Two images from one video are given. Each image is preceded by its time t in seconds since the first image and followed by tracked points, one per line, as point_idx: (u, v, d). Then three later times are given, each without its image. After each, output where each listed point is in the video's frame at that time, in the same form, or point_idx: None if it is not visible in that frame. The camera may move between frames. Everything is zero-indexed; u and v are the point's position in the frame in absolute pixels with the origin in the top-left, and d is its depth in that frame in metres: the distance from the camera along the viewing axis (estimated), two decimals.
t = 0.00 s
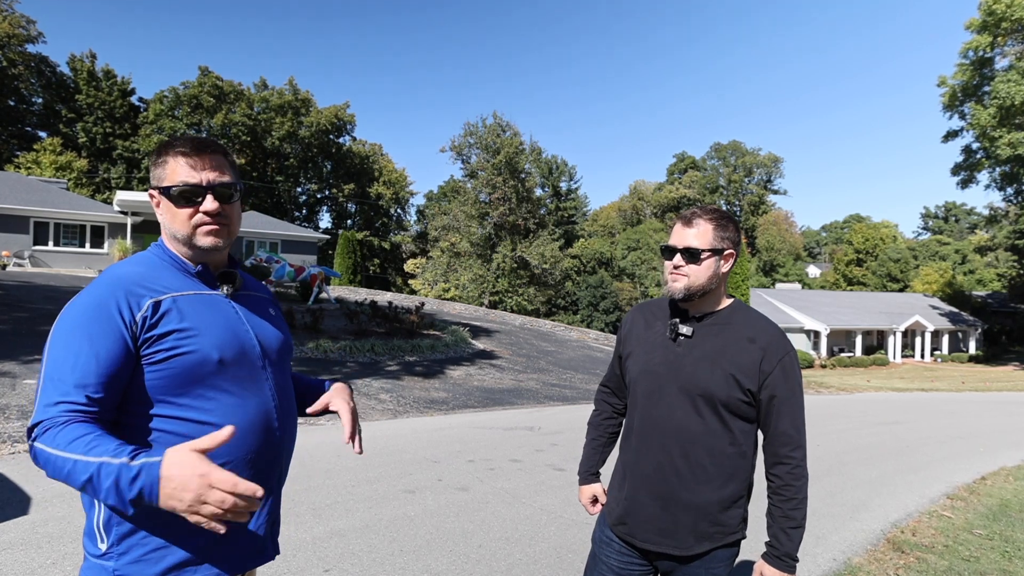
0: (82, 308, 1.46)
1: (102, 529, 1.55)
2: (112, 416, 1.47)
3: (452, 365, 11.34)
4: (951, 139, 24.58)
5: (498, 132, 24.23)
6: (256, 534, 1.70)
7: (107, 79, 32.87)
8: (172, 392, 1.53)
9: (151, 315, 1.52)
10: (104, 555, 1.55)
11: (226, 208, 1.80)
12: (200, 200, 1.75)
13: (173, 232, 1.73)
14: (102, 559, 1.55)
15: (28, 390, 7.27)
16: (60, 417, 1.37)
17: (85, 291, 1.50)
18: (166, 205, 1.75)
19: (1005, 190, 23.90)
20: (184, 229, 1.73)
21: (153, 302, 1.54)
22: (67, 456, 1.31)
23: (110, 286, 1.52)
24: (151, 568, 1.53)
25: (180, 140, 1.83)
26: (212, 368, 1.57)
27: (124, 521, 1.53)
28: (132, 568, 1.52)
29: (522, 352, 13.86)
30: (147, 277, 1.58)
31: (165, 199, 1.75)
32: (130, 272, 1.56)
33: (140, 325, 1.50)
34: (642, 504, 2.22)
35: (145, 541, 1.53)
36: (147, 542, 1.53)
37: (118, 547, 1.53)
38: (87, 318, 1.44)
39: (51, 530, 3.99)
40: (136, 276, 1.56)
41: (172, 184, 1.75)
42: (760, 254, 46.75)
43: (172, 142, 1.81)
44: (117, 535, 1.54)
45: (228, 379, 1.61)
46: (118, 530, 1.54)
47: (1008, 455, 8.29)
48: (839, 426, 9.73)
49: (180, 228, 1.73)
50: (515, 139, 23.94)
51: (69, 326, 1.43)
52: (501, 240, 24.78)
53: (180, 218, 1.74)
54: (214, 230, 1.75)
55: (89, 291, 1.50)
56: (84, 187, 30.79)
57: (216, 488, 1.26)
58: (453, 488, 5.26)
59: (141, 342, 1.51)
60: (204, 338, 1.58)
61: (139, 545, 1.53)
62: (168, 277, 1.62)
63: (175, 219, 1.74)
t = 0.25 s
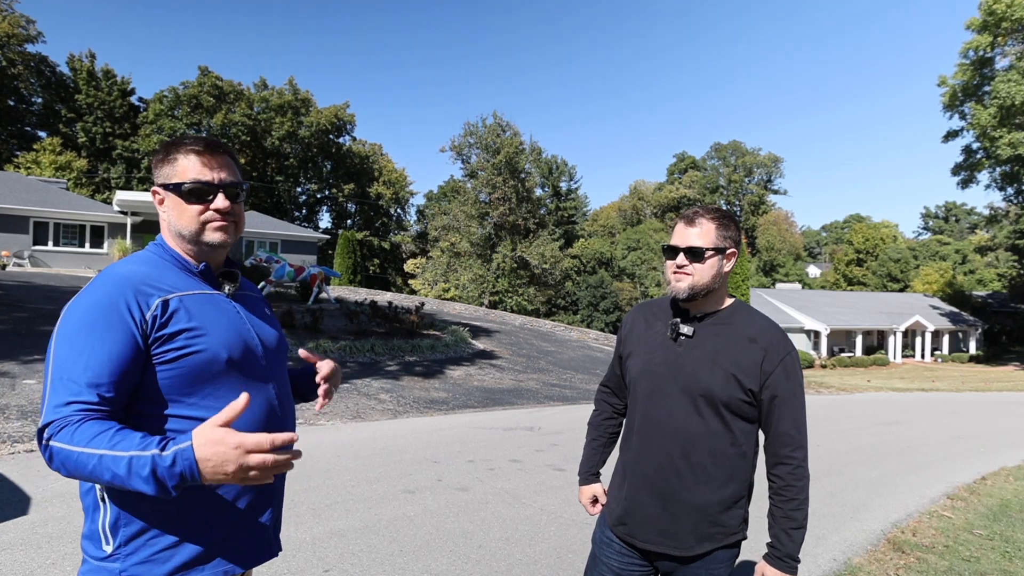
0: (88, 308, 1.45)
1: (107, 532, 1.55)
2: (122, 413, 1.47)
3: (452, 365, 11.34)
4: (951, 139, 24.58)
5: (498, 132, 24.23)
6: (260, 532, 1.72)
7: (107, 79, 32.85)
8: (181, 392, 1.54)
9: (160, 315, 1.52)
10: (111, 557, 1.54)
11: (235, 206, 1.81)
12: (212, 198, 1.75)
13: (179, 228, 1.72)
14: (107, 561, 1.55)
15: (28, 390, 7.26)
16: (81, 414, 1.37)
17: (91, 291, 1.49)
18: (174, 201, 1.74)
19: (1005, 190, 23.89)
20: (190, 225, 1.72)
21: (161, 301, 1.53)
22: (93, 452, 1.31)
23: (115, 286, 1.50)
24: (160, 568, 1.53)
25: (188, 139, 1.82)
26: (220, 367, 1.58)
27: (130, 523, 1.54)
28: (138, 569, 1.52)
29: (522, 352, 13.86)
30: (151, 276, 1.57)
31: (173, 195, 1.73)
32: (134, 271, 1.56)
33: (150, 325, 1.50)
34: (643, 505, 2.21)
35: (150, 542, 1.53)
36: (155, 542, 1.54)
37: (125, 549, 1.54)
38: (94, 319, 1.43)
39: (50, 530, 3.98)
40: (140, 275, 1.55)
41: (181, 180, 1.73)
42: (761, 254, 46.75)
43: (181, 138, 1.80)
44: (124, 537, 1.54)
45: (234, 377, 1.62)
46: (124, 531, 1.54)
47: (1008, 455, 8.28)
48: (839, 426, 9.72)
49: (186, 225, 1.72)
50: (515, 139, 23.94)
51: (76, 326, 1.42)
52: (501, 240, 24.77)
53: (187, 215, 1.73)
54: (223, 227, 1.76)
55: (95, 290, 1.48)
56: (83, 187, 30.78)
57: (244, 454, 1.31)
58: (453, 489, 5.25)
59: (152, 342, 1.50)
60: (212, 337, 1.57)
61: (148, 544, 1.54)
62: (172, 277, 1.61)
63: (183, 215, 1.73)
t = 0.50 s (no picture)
0: (93, 307, 1.44)
1: (110, 534, 1.55)
2: (128, 411, 1.47)
3: (452, 365, 11.34)
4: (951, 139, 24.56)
5: (498, 131, 24.24)
6: (261, 528, 1.73)
7: (106, 78, 32.85)
8: (187, 392, 1.54)
9: (166, 314, 1.51)
10: (114, 558, 1.53)
11: (240, 208, 1.82)
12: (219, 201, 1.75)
13: (184, 228, 1.71)
14: (108, 563, 1.54)
15: (27, 391, 7.24)
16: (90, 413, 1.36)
17: (94, 290, 1.48)
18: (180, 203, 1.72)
19: (1006, 190, 23.88)
20: (195, 226, 1.71)
21: (166, 301, 1.53)
22: (109, 448, 1.31)
23: (118, 285, 1.49)
24: (164, 567, 1.53)
25: (188, 139, 1.81)
26: (224, 366, 1.58)
27: (134, 524, 1.53)
28: (142, 568, 1.52)
29: (522, 352, 13.85)
30: (155, 275, 1.56)
31: (177, 197, 1.71)
32: (136, 270, 1.55)
33: (156, 324, 1.50)
34: (643, 505, 2.20)
35: (153, 542, 1.53)
36: (159, 543, 1.53)
37: (129, 550, 1.53)
38: (100, 318, 1.43)
39: (49, 530, 3.97)
40: (142, 274, 1.54)
41: (187, 181, 1.72)
42: (761, 254, 46.73)
43: (185, 139, 1.79)
44: (127, 538, 1.53)
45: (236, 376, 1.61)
46: (127, 533, 1.53)
47: (1008, 455, 8.27)
48: (839, 426, 9.71)
49: (192, 227, 1.71)
50: (515, 139, 23.94)
51: (80, 325, 1.42)
52: (501, 240, 24.76)
53: (192, 216, 1.72)
54: (228, 228, 1.76)
55: (98, 289, 1.47)
56: (83, 187, 30.77)
57: (265, 415, 1.37)
58: (453, 489, 5.25)
59: (158, 341, 1.50)
60: (216, 336, 1.57)
61: (151, 545, 1.53)
62: (176, 277, 1.61)
63: (187, 217, 1.72)
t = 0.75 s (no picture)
0: (95, 309, 1.44)
1: (107, 534, 1.54)
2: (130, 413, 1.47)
3: (452, 365, 11.34)
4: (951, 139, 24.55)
5: (498, 131, 24.25)
6: (259, 529, 1.71)
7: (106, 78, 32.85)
8: (189, 393, 1.54)
9: (168, 316, 1.51)
10: (112, 558, 1.53)
11: (244, 209, 1.81)
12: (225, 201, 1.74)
13: (187, 229, 1.71)
14: (106, 562, 1.54)
15: (27, 391, 7.24)
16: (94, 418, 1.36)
17: (96, 291, 1.48)
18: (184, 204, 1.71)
19: (1006, 190, 23.87)
20: (200, 227, 1.71)
21: (168, 302, 1.53)
22: (125, 454, 1.33)
23: (117, 286, 1.49)
24: (161, 566, 1.53)
25: (191, 140, 1.81)
26: (226, 368, 1.58)
27: (131, 523, 1.52)
28: (139, 568, 1.52)
29: (522, 352, 13.85)
30: (156, 276, 1.56)
31: (181, 197, 1.71)
32: (137, 271, 1.54)
33: (158, 325, 1.50)
34: (642, 505, 2.20)
35: (151, 542, 1.53)
36: (155, 542, 1.53)
37: (126, 549, 1.52)
38: (103, 321, 1.43)
39: (50, 530, 3.97)
40: (143, 275, 1.54)
41: (191, 181, 1.71)
42: (761, 254, 46.73)
43: (187, 139, 1.78)
44: (125, 537, 1.53)
45: (237, 379, 1.61)
46: (124, 532, 1.53)
47: (1009, 455, 8.26)
48: (840, 427, 9.70)
49: (195, 226, 1.71)
50: (515, 139, 23.95)
51: (84, 327, 1.42)
52: (501, 240, 24.75)
53: (197, 217, 1.71)
54: (232, 231, 1.76)
55: (100, 291, 1.47)
56: (83, 187, 30.78)
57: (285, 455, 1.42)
58: (453, 488, 5.25)
59: (159, 342, 1.50)
60: (216, 339, 1.57)
61: (148, 546, 1.53)
62: (176, 278, 1.61)
63: (191, 219, 1.71)
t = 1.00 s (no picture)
0: (101, 310, 1.44)
1: (103, 534, 1.53)
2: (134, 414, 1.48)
3: (452, 365, 11.33)
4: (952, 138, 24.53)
5: (498, 131, 24.24)
6: (257, 527, 1.72)
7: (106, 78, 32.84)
8: (192, 393, 1.55)
9: (170, 317, 1.51)
10: (108, 557, 1.52)
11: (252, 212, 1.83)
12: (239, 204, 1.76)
13: (200, 230, 1.71)
14: (102, 562, 1.53)
15: (27, 391, 7.23)
16: (125, 418, 1.40)
17: (98, 292, 1.47)
18: (197, 205, 1.71)
19: (1006, 190, 23.86)
20: (213, 229, 1.72)
21: (170, 304, 1.53)
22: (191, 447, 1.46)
23: (118, 288, 1.48)
24: (158, 565, 1.52)
25: (197, 140, 1.79)
26: (226, 368, 1.58)
27: (127, 523, 1.51)
28: (137, 567, 1.51)
29: (522, 352, 13.84)
30: (159, 275, 1.56)
31: (193, 199, 1.71)
32: (139, 270, 1.54)
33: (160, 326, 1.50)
34: (643, 505, 2.19)
35: (150, 541, 1.52)
36: (153, 542, 1.52)
37: (124, 549, 1.52)
38: (107, 322, 1.43)
39: (49, 530, 3.96)
40: (144, 276, 1.54)
41: (204, 184, 1.71)
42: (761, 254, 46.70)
43: (195, 139, 1.77)
44: (120, 537, 1.52)
45: (238, 379, 1.62)
46: (120, 531, 1.52)
47: (1009, 455, 8.24)
48: (840, 427, 9.69)
49: (209, 228, 1.72)
50: (515, 139, 23.94)
51: (90, 328, 1.43)
52: (501, 240, 24.74)
53: (210, 220, 1.72)
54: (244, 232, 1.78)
55: (103, 292, 1.47)
56: (82, 187, 30.76)
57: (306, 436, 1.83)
58: (453, 489, 5.24)
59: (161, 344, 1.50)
60: (216, 339, 1.57)
61: (145, 545, 1.52)
62: (176, 279, 1.60)
63: (204, 220, 1.72)
